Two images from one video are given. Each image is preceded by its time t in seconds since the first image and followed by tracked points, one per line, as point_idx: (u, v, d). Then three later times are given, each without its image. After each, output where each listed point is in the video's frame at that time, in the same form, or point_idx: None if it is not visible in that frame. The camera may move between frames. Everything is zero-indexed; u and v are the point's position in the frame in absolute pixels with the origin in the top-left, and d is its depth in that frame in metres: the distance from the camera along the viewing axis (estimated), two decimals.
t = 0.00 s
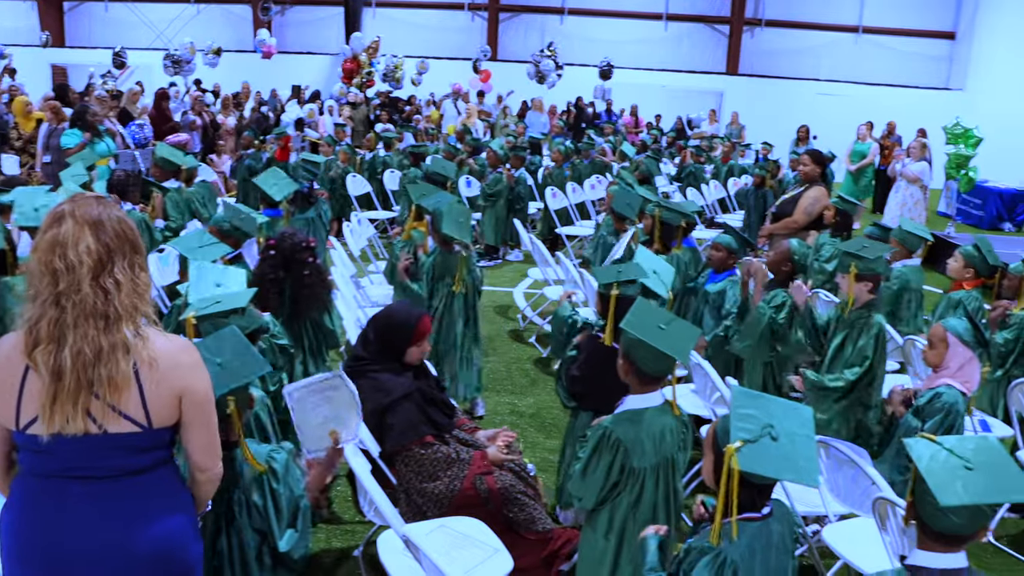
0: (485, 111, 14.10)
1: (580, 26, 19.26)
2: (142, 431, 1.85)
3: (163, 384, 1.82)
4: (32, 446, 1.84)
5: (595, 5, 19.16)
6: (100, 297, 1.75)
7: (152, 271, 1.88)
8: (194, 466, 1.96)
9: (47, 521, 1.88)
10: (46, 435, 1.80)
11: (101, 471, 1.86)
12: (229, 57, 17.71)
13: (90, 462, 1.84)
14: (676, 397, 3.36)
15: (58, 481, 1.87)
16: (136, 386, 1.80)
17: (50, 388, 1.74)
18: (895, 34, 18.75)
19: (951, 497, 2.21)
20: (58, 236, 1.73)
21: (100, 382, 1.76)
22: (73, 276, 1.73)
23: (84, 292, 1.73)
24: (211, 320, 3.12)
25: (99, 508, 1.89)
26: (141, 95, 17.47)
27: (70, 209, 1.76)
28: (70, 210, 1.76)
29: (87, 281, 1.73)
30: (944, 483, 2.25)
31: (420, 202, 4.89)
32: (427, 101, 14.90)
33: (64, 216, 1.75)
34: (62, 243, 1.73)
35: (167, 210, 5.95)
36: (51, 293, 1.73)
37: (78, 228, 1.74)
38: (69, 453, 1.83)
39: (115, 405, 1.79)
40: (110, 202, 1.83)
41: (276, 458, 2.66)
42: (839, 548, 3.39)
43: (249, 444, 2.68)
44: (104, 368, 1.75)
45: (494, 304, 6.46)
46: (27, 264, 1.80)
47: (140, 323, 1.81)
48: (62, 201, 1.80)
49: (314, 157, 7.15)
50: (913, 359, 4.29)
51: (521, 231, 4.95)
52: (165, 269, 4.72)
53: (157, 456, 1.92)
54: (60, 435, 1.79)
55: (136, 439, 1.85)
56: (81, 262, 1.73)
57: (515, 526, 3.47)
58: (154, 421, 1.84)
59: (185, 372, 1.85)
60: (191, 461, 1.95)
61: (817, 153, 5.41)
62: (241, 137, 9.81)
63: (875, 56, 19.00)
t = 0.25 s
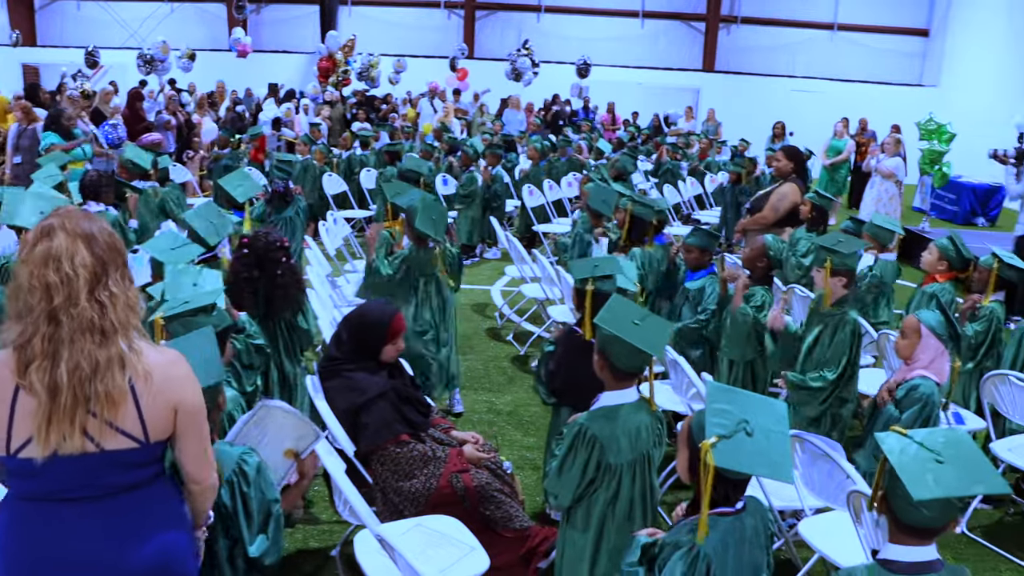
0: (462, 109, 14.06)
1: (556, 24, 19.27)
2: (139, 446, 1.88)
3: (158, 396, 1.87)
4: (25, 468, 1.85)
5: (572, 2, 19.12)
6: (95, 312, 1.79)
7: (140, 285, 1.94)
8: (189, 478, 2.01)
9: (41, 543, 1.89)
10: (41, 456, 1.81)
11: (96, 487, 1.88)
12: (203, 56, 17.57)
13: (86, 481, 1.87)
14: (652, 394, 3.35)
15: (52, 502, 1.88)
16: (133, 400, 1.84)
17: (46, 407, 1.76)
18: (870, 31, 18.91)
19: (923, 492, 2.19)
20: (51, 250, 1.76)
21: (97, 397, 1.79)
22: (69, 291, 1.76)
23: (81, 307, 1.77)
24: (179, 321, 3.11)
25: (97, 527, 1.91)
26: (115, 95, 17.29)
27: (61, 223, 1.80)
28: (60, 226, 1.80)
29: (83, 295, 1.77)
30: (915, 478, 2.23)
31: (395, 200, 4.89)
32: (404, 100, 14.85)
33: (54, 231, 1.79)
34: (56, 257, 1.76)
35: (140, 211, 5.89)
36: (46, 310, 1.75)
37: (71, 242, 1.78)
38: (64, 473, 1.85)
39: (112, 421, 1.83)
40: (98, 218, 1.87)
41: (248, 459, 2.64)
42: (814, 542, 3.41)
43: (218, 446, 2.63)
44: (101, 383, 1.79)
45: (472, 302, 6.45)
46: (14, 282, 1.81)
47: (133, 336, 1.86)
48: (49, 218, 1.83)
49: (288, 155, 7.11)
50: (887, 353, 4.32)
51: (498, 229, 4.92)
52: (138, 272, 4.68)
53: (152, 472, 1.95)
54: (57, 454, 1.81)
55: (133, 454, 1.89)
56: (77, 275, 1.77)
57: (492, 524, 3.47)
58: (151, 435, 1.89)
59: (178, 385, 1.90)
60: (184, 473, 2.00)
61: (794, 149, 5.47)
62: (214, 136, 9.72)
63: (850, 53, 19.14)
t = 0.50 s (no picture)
0: (446, 107, 14.03)
1: (541, 22, 19.24)
2: (137, 440, 1.87)
3: (156, 390, 1.86)
4: (21, 465, 1.83)
5: None
6: (92, 305, 1.78)
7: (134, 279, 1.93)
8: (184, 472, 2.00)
9: (34, 541, 1.86)
10: (39, 452, 1.80)
11: (92, 482, 1.86)
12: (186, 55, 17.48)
13: (83, 476, 1.85)
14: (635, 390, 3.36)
15: (46, 498, 1.85)
16: (131, 394, 1.83)
17: (44, 403, 1.75)
18: (854, 28, 18.97)
19: (915, 491, 2.19)
20: (44, 245, 1.75)
21: (96, 392, 1.78)
22: (65, 285, 1.75)
23: (78, 301, 1.76)
24: (158, 321, 3.09)
25: (90, 524, 1.88)
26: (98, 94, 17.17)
27: (52, 217, 1.79)
28: (52, 221, 1.78)
29: (80, 290, 1.77)
30: (907, 478, 2.23)
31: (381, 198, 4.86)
32: (388, 98, 14.80)
33: (47, 226, 1.78)
34: (50, 251, 1.75)
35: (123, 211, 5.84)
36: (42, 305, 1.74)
37: (65, 236, 1.77)
38: (61, 470, 1.83)
39: (110, 416, 1.82)
40: (89, 212, 1.86)
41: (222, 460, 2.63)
42: (799, 538, 3.42)
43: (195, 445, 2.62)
44: (100, 377, 1.78)
45: (458, 300, 6.42)
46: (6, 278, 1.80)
47: (130, 329, 1.85)
48: (40, 213, 1.82)
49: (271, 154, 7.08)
50: (870, 349, 4.34)
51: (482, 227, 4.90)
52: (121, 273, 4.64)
53: (148, 466, 1.94)
54: (56, 450, 1.80)
55: (131, 449, 1.88)
56: (73, 269, 1.76)
57: (476, 523, 3.46)
58: (149, 429, 1.88)
59: (175, 378, 1.89)
60: (181, 466, 1.99)
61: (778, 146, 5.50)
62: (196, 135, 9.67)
63: (835, 50, 19.20)
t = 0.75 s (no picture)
0: (431, 106, 14.00)
1: (525, 20, 19.22)
2: (128, 439, 1.87)
3: (148, 387, 1.86)
4: (11, 467, 1.81)
5: None
6: (81, 305, 1.74)
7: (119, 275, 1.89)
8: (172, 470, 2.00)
9: (25, 543, 1.87)
10: (30, 453, 1.78)
11: (83, 483, 1.86)
12: (169, 55, 17.40)
13: (73, 479, 1.85)
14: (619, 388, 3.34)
15: (38, 501, 1.86)
16: (123, 392, 1.82)
17: (35, 404, 1.73)
18: (838, 26, 19.05)
19: (897, 488, 2.20)
20: (29, 245, 1.71)
21: (87, 393, 1.76)
22: (52, 284, 1.71)
23: (66, 300, 1.72)
24: (139, 320, 3.08)
25: (83, 525, 1.89)
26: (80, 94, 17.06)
27: (36, 217, 1.75)
28: (35, 219, 1.74)
29: (67, 288, 1.73)
30: (889, 474, 2.25)
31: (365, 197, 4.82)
32: (372, 97, 14.77)
33: (30, 225, 1.73)
34: (35, 251, 1.71)
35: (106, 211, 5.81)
36: (29, 304, 1.70)
37: (49, 235, 1.73)
38: (52, 472, 1.83)
39: (101, 415, 1.81)
40: (72, 210, 1.82)
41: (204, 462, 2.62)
42: (782, 535, 3.42)
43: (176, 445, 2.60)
44: (91, 377, 1.76)
45: (443, 299, 6.40)
46: None
47: (119, 327, 1.82)
48: (21, 210, 1.77)
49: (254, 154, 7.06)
50: (853, 345, 4.35)
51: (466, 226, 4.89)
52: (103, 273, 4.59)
53: (139, 465, 1.94)
54: (45, 451, 1.79)
55: (123, 448, 1.87)
56: (59, 267, 1.72)
57: (460, 522, 3.46)
58: (141, 427, 1.87)
59: (165, 375, 1.89)
60: (171, 465, 2.00)
61: (759, 143, 5.53)
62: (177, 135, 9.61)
63: (819, 49, 19.26)
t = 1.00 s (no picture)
0: (418, 108, 13.98)
1: (512, 22, 19.21)
2: (114, 461, 1.86)
3: (132, 408, 1.85)
4: None
5: None
6: (63, 325, 1.74)
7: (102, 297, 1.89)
8: (158, 490, 1.99)
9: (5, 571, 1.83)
10: (14, 477, 1.77)
11: (65, 506, 1.84)
12: (155, 58, 17.31)
13: (58, 501, 1.83)
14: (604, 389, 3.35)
15: (19, 527, 1.84)
16: (107, 414, 1.82)
17: (19, 426, 1.72)
18: (825, 26, 19.11)
19: (876, 485, 2.21)
20: (11, 266, 1.70)
21: (72, 414, 1.76)
22: (34, 306, 1.71)
23: (48, 321, 1.72)
24: (126, 323, 3.05)
25: (63, 552, 1.86)
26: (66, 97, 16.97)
27: (18, 237, 1.75)
28: (17, 240, 1.74)
29: (49, 310, 1.73)
30: (867, 471, 2.25)
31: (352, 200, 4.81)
32: (359, 99, 14.74)
33: (11, 246, 1.73)
34: (17, 272, 1.71)
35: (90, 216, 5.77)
36: (11, 326, 1.70)
37: (32, 256, 1.73)
38: (36, 495, 1.81)
39: (85, 437, 1.80)
40: (54, 231, 1.81)
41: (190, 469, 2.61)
42: (767, 534, 3.43)
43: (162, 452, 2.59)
44: (75, 399, 1.75)
45: (431, 301, 6.39)
46: None
47: (103, 348, 1.82)
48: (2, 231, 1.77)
49: (240, 157, 7.04)
50: (839, 346, 4.36)
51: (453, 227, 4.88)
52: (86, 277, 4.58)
53: (123, 487, 1.93)
54: (30, 474, 1.77)
55: (108, 470, 1.86)
56: (41, 288, 1.72)
57: (446, 524, 3.46)
58: (125, 449, 1.86)
59: (150, 396, 1.89)
60: (155, 485, 1.98)
61: (747, 144, 5.55)
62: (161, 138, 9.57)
63: (807, 49, 19.31)
